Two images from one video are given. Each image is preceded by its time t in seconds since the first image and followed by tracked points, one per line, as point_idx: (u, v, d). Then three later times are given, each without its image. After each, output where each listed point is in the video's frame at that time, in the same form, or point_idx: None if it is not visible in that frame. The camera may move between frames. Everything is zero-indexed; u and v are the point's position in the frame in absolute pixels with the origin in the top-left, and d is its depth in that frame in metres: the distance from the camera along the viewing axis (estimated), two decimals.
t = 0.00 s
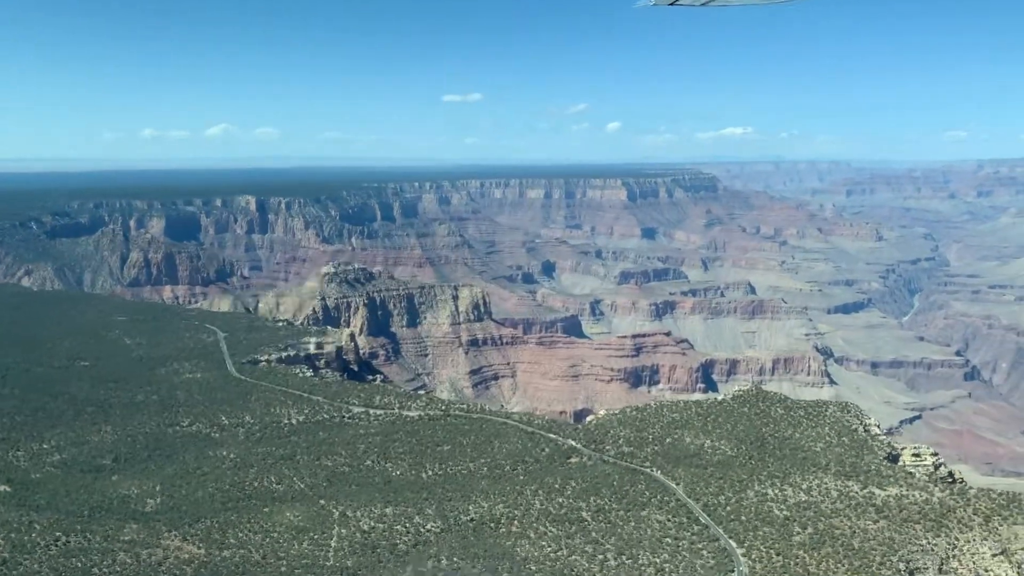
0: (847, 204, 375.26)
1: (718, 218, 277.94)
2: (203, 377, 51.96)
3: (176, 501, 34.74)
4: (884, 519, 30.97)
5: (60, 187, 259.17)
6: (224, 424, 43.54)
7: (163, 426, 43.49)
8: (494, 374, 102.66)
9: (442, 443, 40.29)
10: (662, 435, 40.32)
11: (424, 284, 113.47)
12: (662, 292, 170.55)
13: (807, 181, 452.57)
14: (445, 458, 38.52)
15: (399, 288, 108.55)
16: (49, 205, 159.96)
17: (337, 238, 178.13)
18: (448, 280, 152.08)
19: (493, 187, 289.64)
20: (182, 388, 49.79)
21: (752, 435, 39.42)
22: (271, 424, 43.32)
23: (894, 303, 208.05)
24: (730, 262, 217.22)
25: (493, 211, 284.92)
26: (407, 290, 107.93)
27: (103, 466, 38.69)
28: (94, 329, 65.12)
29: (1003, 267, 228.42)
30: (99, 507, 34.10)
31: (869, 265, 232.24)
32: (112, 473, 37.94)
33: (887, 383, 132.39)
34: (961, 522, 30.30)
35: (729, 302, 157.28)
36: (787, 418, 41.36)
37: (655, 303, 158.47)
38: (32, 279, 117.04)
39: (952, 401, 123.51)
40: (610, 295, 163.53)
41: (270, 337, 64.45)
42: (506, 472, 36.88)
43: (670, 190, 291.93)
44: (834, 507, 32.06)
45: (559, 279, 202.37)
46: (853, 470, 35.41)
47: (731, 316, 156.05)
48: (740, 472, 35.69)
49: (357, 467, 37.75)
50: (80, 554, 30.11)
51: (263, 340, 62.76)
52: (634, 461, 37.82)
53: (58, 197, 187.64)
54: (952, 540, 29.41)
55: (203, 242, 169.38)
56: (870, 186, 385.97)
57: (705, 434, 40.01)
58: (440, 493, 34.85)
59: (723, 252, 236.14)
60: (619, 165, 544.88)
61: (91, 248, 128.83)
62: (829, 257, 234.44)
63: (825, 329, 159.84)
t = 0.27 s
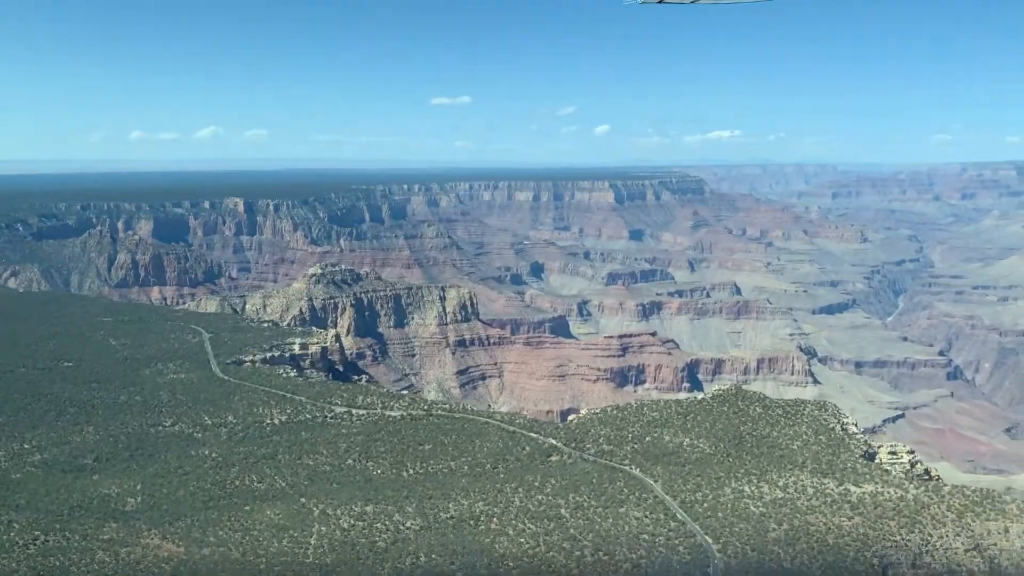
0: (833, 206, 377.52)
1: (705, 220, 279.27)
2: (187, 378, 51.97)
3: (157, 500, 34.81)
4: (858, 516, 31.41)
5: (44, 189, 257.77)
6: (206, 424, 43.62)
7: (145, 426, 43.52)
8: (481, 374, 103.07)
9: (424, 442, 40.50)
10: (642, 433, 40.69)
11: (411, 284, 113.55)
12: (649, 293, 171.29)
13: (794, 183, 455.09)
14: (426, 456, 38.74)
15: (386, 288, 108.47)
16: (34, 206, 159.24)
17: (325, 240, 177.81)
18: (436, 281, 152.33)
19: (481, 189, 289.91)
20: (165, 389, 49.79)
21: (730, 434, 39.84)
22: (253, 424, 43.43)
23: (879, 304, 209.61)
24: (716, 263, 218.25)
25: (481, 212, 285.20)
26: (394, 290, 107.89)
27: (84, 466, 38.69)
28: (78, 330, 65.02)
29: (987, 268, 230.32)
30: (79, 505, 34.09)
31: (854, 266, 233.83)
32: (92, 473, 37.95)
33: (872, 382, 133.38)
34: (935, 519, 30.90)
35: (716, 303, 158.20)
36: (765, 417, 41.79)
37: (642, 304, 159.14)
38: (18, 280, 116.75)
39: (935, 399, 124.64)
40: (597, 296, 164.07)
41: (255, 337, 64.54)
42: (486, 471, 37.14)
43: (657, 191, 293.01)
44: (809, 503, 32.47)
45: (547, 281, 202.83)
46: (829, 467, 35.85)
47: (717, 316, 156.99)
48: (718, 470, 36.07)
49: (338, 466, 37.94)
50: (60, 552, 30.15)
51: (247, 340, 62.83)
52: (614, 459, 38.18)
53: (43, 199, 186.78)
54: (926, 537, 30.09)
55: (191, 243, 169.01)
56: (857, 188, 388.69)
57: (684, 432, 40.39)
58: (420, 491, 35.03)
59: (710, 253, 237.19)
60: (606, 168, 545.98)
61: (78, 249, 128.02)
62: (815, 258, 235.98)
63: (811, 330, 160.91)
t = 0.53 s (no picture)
0: (824, 203, 378.84)
1: (696, 216, 279.79)
2: (172, 374, 51.78)
3: (138, 497, 34.76)
4: (838, 510, 31.48)
5: (32, 185, 255.97)
6: (190, 420, 43.52)
7: (129, 422, 43.43)
8: (471, 370, 102.88)
9: (407, 438, 40.45)
10: (626, 429, 40.76)
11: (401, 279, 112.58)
12: (639, 288, 171.47)
13: (785, 180, 456.39)
14: (409, 452, 38.69)
15: (375, 284, 107.67)
16: (22, 202, 158.49)
17: (317, 236, 177.35)
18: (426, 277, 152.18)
19: (472, 186, 289.52)
20: (149, 385, 49.62)
21: (714, 428, 39.90)
22: (237, 420, 43.36)
23: (869, 300, 210.39)
24: (707, 259, 218.60)
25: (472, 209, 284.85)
26: (384, 286, 107.04)
27: (65, 463, 38.60)
28: (63, 326, 64.63)
29: (975, 264, 231.63)
30: (59, 503, 34.04)
31: (845, 262, 234.66)
32: (74, 470, 37.84)
33: (861, 377, 133.87)
34: (913, 514, 31.02)
35: (706, 299, 158.57)
36: (749, 412, 41.84)
37: (633, 300, 159.30)
38: (7, 276, 115.99)
39: (924, 394, 125.25)
40: (587, 292, 164.12)
41: (241, 333, 64.33)
42: (469, 467, 37.12)
43: (648, 188, 293.35)
44: (789, 498, 32.58)
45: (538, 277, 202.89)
46: (811, 462, 35.94)
47: (707, 312, 157.34)
48: (700, 465, 36.14)
49: (321, 462, 37.90)
50: (39, 551, 30.08)
51: (234, 337, 62.58)
52: (597, 454, 38.24)
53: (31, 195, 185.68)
54: (904, 531, 30.19)
55: (182, 239, 168.33)
56: (847, 185, 390.12)
57: (668, 428, 40.44)
58: (402, 487, 35.05)
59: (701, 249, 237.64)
60: (598, 164, 546.06)
61: (67, 246, 127.49)
62: (805, 254, 236.72)
63: (801, 325, 161.34)
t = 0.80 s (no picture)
0: (822, 198, 378.54)
1: (693, 212, 279.66)
2: (158, 373, 51.61)
3: (120, 497, 34.54)
4: (822, 509, 31.37)
5: (26, 180, 255.39)
6: (174, 420, 43.34)
7: (113, 422, 43.23)
8: (463, 368, 102.70)
9: (392, 438, 40.29)
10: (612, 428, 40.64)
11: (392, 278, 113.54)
12: (634, 286, 171.38)
13: (783, 175, 456.04)
14: (394, 452, 38.55)
15: (367, 282, 107.90)
16: (14, 198, 157.97)
17: (309, 233, 177.43)
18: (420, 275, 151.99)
19: (469, 181, 289.11)
20: (135, 384, 49.43)
21: (700, 427, 39.75)
22: (222, 420, 43.17)
23: (865, 297, 210.32)
24: (703, 256, 218.54)
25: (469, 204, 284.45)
26: (375, 285, 107.70)
27: (48, 463, 38.37)
28: (50, 324, 64.40)
29: (972, 260, 231.52)
30: (40, 503, 33.80)
31: (841, 258, 234.60)
32: (57, 470, 37.63)
33: (855, 375, 133.78)
34: (897, 513, 30.96)
35: (701, 296, 158.53)
36: (736, 410, 41.70)
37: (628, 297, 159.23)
38: None
39: (917, 392, 125.18)
40: (582, 289, 164.00)
41: (229, 332, 64.16)
42: (454, 466, 36.96)
43: (645, 183, 293.13)
44: (773, 497, 32.44)
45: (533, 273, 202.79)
46: (796, 461, 35.82)
47: (702, 309, 157.36)
48: (685, 464, 36.01)
49: (305, 462, 37.73)
50: (17, 552, 29.85)
51: (222, 335, 62.41)
52: (582, 454, 38.11)
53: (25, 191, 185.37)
54: (888, 531, 30.06)
55: (173, 236, 168.18)
56: (845, 180, 389.93)
57: (654, 426, 40.30)
58: (385, 487, 34.89)
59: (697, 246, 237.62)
60: (596, 159, 545.59)
61: (55, 243, 127.50)
62: (801, 250, 236.63)
63: (796, 322, 161.23)
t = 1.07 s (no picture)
0: (818, 198, 379.23)
1: (689, 211, 280.14)
2: (152, 372, 51.68)
3: (110, 495, 34.64)
4: (809, 506, 31.49)
5: (22, 181, 254.58)
6: (166, 418, 43.41)
7: (105, 420, 43.34)
8: (459, 367, 102.84)
9: (383, 435, 40.37)
10: (602, 425, 40.78)
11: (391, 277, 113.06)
12: (631, 285, 171.60)
13: (779, 175, 456.95)
14: (384, 449, 38.66)
15: (363, 281, 107.92)
16: (11, 199, 157.98)
17: (308, 232, 177.49)
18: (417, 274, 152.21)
19: (466, 181, 289.16)
20: (128, 382, 49.53)
21: (690, 425, 39.82)
22: (214, 418, 43.24)
23: (860, 295, 210.84)
24: (699, 255, 218.93)
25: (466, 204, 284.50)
26: (373, 284, 107.42)
27: (39, 461, 38.45)
28: (45, 323, 64.35)
29: (967, 258, 232.16)
30: (30, 501, 33.89)
31: (837, 257, 235.08)
32: (47, 468, 37.69)
33: (850, 373, 134.13)
34: (884, 509, 31.01)
35: (697, 294, 158.81)
36: (726, 407, 41.78)
37: (624, 296, 159.53)
38: None
39: (912, 389, 125.55)
40: (578, 288, 164.21)
41: (224, 331, 64.26)
42: (445, 463, 37.07)
43: (642, 183, 293.58)
44: (761, 494, 32.56)
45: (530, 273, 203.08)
46: (784, 458, 35.92)
47: (698, 308, 157.67)
48: (674, 461, 36.11)
49: (295, 460, 37.83)
50: (7, 550, 29.95)
51: (216, 334, 62.48)
52: (572, 451, 38.26)
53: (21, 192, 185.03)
54: (874, 527, 30.16)
55: (173, 236, 168.03)
56: (841, 179, 390.81)
57: (644, 423, 40.43)
58: (375, 485, 35.01)
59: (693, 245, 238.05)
60: (593, 160, 545.94)
61: (55, 243, 127.56)
62: (797, 249, 237.11)
63: (791, 320, 161.56)
